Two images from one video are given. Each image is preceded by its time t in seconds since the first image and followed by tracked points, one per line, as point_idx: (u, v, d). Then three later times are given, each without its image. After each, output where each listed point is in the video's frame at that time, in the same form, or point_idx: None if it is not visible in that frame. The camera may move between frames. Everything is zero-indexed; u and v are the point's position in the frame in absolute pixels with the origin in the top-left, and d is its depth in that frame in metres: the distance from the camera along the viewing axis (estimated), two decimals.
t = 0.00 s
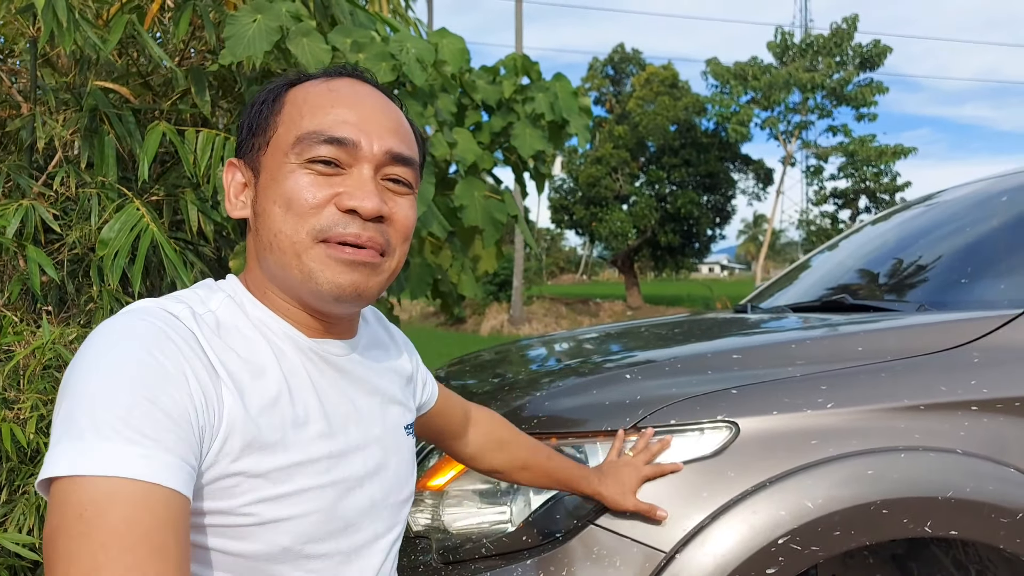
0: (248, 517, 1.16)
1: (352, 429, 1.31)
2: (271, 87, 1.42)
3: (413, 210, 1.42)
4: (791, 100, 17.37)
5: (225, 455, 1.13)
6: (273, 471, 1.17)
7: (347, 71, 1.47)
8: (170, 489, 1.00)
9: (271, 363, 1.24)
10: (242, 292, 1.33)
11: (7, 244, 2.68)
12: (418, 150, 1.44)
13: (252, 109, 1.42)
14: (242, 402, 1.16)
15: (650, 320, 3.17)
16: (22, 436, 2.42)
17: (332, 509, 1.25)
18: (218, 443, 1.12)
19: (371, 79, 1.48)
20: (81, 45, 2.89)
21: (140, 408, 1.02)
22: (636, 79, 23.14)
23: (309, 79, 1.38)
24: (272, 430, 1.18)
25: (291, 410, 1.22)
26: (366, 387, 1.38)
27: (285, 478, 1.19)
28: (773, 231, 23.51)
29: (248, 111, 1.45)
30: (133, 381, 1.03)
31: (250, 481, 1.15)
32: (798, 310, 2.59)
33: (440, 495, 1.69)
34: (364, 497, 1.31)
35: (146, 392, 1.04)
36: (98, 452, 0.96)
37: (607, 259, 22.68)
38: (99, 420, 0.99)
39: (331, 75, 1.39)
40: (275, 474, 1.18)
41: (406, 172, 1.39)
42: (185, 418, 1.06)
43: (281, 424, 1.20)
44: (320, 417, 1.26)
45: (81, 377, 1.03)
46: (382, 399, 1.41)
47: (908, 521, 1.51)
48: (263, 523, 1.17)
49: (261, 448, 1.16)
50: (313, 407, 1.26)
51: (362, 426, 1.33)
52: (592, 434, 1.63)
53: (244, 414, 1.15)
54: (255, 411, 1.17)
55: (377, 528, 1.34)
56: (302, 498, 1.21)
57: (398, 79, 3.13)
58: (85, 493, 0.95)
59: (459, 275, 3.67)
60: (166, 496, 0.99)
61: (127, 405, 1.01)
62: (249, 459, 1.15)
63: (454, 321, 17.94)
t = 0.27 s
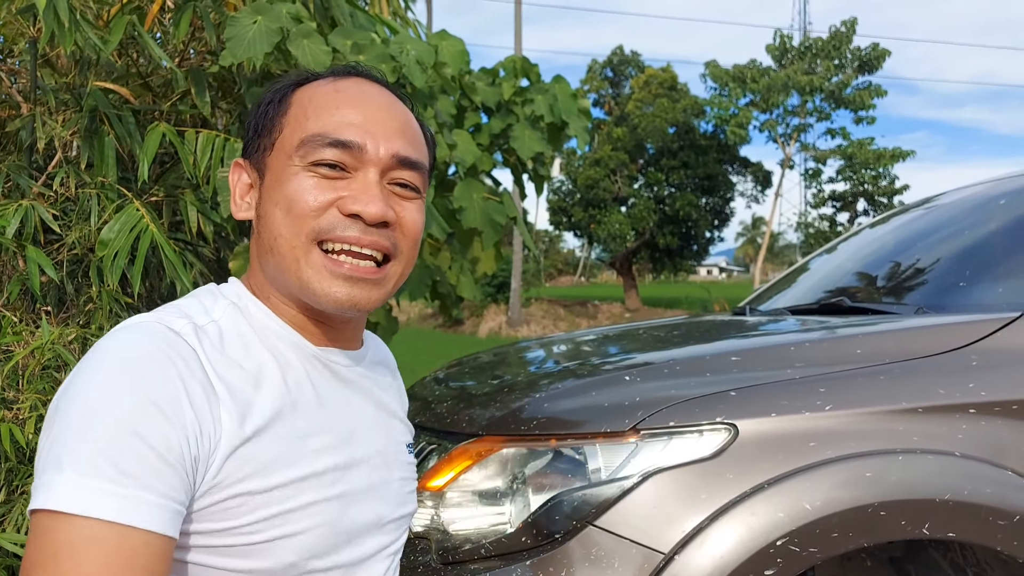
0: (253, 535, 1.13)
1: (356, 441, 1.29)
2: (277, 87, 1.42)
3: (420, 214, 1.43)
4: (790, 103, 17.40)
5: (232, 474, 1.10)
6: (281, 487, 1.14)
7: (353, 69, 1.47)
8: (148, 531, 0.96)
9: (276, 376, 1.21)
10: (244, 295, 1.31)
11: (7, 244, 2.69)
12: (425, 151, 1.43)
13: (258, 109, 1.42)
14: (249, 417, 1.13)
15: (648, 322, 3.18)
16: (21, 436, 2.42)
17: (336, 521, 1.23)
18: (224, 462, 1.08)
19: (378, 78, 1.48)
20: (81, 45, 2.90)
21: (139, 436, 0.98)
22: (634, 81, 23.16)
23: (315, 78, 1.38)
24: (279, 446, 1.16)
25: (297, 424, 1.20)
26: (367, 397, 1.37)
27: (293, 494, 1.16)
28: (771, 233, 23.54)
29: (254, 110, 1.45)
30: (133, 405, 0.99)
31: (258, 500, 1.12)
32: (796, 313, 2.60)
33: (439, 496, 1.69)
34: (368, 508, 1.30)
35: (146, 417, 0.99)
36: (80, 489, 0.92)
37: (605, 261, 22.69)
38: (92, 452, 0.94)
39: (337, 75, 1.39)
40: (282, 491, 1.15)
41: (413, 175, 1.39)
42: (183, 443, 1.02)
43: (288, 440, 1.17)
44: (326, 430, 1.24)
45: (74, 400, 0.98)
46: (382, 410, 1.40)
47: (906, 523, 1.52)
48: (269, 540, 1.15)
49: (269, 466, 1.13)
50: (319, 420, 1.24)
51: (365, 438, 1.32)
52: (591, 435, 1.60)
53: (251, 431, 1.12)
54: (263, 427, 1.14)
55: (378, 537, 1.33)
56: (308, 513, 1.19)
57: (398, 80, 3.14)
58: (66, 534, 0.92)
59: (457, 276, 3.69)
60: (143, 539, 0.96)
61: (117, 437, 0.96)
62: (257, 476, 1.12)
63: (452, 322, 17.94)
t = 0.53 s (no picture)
0: (244, 533, 1.12)
1: (351, 443, 1.29)
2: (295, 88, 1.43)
3: (426, 224, 1.42)
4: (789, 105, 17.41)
5: (224, 468, 1.10)
6: (273, 485, 1.14)
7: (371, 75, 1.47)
8: (136, 519, 0.95)
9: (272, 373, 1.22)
10: (245, 294, 1.32)
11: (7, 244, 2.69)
12: (436, 163, 1.43)
13: (273, 108, 1.43)
14: (244, 413, 1.13)
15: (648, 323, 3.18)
16: (20, 436, 2.43)
17: (329, 524, 1.23)
18: (218, 457, 1.09)
19: (395, 85, 1.48)
20: (82, 45, 2.90)
21: (130, 423, 0.98)
22: (633, 82, 23.18)
23: (331, 82, 1.38)
24: (273, 443, 1.16)
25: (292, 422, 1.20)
26: (364, 401, 1.37)
27: (285, 493, 1.16)
28: (770, 234, 23.55)
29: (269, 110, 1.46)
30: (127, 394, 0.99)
31: (249, 496, 1.12)
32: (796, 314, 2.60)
33: (440, 496, 1.69)
34: (362, 511, 1.29)
35: (140, 408, 1.00)
36: (72, 475, 0.92)
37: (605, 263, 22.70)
38: (84, 437, 0.94)
39: (354, 81, 1.39)
40: (274, 489, 1.15)
41: (421, 187, 1.39)
42: (177, 433, 1.02)
43: (282, 438, 1.17)
44: (322, 430, 1.24)
45: (71, 387, 0.98)
46: (379, 415, 1.40)
47: (904, 524, 1.52)
48: (260, 539, 1.14)
49: (261, 462, 1.13)
50: (315, 420, 1.24)
51: (361, 440, 1.32)
52: (591, 436, 1.60)
53: (246, 427, 1.13)
54: (257, 423, 1.14)
55: (371, 542, 1.32)
56: (300, 513, 1.18)
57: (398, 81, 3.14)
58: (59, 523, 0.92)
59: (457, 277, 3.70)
60: (131, 528, 0.95)
61: (110, 424, 0.96)
62: (249, 472, 1.12)
63: (451, 323, 17.94)
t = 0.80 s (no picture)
0: (244, 535, 1.14)
1: (345, 442, 1.30)
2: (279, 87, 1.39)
3: (415, 231, 1.41)
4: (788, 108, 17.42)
5: (222, 472, 1.11)
6: (271, 487, 1.15)
7: (358, 73, 1.44)
8: (141, 526, 0.97)
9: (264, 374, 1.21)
10: (232, 297, 1.31)
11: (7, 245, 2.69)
12: (425, 168, 1.42)
13: (257, 106, 1.39)
14: (238, 416, 1.13)
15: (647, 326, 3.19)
16: (20, 437, 2.43)
17: (329, 523, 1.24)
18: (215, 461, 1.10)
19: (381, 83, 1.45)
20: (82, 47, 2.90)
21: (131, 430, 0.99)
22: (633, 84, 23.19)
23: (319, 84, 1.35)
24: (268, 444, 1.16)
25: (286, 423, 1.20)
26: (355, 398, 1.37)
27: (282, 495, 1.17)
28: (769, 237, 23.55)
29: (252, 107, 1.42)
30: (125, 400, 1.00)
31: (247, 500, 1.13)
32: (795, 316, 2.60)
33: (439, 497, 1.69)
34: (359, 509, 1.30)
35: (136, 415, 1.00)
36: (72, 482, 0.93)
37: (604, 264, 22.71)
38: (84, 446, 0.95)
39: (342, 83, 1.36)
40: (272, 491, 1.16)
41: (410, 193, 1.38)
42: (175, 438, 1.03)
43: (277, 440, 1.18)
44: (316, 431, 1.24)
45: (67, 395, 0.99)
46: (371, 411, 1.40)
47: (903, 526, 1.52)
48: (261, 541, 1.15)
49: (257, 465, 1.14)
50: (309, 420, 1.24)
51: (354, 438, 1.32)
52: (590, 438, 1.61)
53: (241, 430, 1.13)
54: (252, 425, 1.15)
55: (369, 538, 1.34)
56: (299, 514, 1.19)
57: (398, 83, 3.15)
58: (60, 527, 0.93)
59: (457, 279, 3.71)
60: (139, 535, 0.97)
61: (111, 432, 0.98)
62: (246, 475, 1.13)
63: (451, 325, 17.94)
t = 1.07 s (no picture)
0: (228, 534, 1.14)
1: (330, 440, 1.30)
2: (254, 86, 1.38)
3: (395, 228, 1.40)
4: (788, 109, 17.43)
5: (204, 471, 1.12)
6: (254, 485, 1.16)
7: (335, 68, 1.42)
8: (133, 517, 0.98)
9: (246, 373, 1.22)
10: (214, 298, 1.31)
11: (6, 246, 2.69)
12: (404, 164, 1.40)
13: (233, 107, 1.38)
14: (218, 416, 1.14)
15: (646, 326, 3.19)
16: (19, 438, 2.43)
17: (315, 521, 1.24)
18: (198, 459, 1.11)
19: (358, 77, 1.43)
20: (82, 48, 2.91)
21: (116, 426, 1.00)
22: (633, 85, 23.19)
23: (294, 82, 1.34)
24: (250, 443, 1.16)
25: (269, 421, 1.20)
26: (341, 394, 1.37)
27: (266, 492, 1.18)
28: (769, 238, 23.55)
29: (229, 107, 1.41)
30: (107, 399, 1.01)
31: (228, 498, 1.14)
32: (793, 317, 2.61)
33: (435, 499, 1.70)
34: (346, 506, 1.30)
35: (119, 412, 1.01)
36: (60, 478, 0.94)
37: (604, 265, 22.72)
38: (69, 444, 0.96)
39: (317, 80, 1.35)
40: (254, 489, 1.16)
41: (389, 191, 1.36)
42: (160, 435, 1.04)
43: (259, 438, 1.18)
44: (299, 429, 1.25)
45: (49, 396, 1.00)
46: (358, 407, 1.40)
47: (901, 527, 1.52)
48: (246, 539, 1.16)
49: (237, 464, 1.15)
50: (291, 418, 1.24)
51: (339, 435, 1.32)
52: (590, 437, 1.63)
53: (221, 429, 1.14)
54: (233, 424, 1.15)
55: (358, 536, 1.34)
56: (284, 512, 1.20)
57: (397, 84, 3.15)
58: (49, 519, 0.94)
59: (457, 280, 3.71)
60: (130, 525, 0.97)
61: (96, 429, 0.98)
62: (229, 473, 1.14)
63: (450, 326, 17.95)
